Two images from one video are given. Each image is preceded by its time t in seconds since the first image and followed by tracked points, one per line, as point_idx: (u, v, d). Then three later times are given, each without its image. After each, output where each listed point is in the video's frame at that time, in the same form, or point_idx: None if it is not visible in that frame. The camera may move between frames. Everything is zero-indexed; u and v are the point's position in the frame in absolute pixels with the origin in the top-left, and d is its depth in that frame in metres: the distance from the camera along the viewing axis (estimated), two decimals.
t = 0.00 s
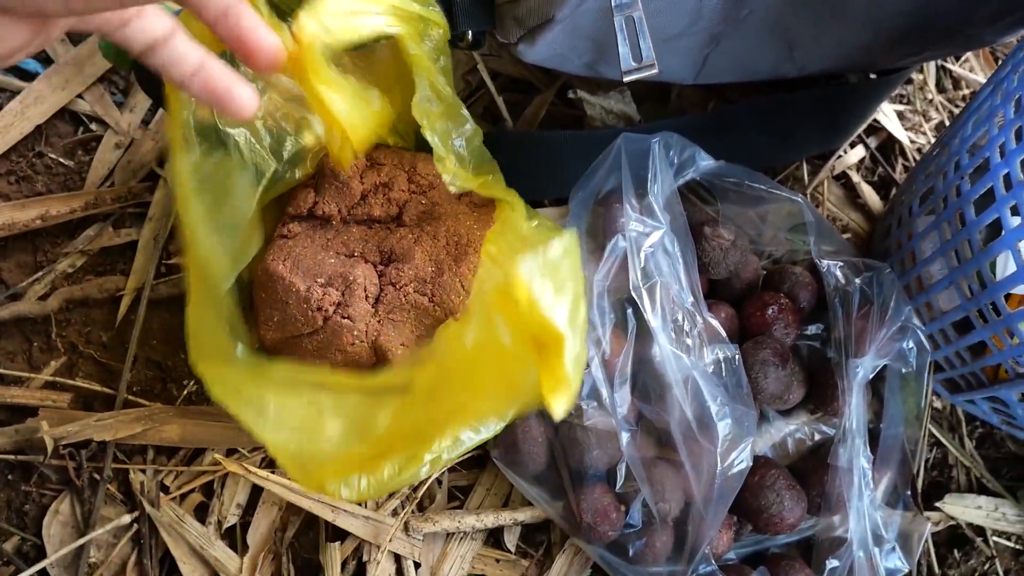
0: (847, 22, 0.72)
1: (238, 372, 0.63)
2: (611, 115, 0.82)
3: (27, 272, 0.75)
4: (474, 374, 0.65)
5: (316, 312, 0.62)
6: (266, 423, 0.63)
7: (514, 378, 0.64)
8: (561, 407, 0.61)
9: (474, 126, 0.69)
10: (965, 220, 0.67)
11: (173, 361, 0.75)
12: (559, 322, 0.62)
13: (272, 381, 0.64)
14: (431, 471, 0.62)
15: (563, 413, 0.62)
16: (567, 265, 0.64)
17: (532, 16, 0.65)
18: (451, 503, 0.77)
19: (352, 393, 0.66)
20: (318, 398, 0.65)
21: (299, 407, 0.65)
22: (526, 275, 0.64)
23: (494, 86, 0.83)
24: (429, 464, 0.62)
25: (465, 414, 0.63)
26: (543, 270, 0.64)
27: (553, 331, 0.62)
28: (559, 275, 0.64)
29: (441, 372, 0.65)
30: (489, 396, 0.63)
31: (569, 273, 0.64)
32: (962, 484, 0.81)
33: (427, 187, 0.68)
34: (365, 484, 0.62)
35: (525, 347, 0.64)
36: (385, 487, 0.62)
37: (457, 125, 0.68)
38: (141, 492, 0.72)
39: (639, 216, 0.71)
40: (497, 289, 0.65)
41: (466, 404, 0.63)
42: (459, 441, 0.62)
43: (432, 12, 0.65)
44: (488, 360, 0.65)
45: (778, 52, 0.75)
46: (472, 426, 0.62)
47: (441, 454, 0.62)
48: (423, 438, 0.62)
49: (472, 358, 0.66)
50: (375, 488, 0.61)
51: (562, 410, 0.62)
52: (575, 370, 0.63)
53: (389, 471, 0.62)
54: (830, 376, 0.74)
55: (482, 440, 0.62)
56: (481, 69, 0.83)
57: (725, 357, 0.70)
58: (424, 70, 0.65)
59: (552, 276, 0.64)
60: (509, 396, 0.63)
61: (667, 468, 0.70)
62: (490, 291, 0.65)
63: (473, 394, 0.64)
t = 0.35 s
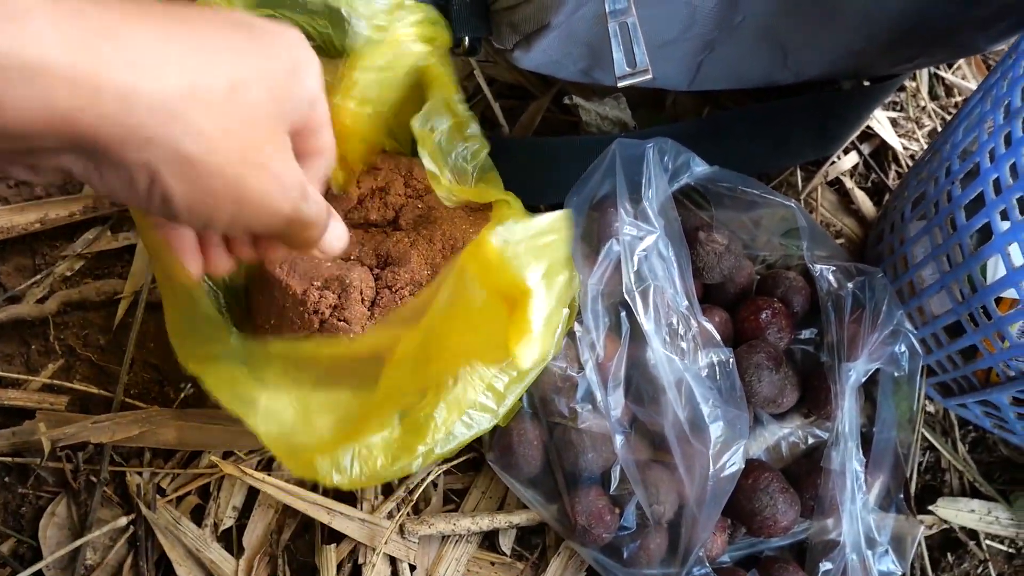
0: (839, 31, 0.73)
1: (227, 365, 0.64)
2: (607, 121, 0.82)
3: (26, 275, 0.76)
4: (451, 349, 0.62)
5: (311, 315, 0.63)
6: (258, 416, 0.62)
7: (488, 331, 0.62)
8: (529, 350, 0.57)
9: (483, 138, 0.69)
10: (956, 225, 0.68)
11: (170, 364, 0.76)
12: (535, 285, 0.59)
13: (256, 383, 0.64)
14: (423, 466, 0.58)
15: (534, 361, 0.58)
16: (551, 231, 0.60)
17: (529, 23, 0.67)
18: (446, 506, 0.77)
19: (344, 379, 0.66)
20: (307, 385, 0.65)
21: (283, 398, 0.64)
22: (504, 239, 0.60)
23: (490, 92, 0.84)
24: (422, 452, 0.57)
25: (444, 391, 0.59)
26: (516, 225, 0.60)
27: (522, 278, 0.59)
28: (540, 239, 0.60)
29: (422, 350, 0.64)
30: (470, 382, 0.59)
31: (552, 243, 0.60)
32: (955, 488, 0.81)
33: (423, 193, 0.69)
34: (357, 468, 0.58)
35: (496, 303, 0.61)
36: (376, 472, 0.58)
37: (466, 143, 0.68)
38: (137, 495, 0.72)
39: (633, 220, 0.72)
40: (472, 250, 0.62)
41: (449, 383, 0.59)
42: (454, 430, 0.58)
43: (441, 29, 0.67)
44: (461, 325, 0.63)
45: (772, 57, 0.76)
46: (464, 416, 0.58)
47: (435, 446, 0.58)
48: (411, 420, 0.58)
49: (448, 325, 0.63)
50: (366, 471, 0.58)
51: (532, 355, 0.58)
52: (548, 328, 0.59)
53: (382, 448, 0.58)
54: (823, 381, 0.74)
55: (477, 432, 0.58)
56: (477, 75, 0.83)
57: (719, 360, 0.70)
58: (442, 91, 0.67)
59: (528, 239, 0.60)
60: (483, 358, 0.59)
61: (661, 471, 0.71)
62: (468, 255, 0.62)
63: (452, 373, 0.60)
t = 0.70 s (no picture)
0: (833, 45, 0.73)
1: (194, 423, 0.57)
2: (603, 134, 0.83)
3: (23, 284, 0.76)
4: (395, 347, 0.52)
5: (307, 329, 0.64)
6: (243, 466, 0.58)
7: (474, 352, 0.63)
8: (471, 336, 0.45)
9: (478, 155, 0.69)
10: (947, 240, 0.68)
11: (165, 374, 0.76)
12: (472, 286, 0.46)
13: (240, 428, 0.58)
14: (415, 480, 0.61)
15: (477, 346, 0.46)
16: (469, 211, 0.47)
17: (524, 38, 0.67)
18: (440, 517, 0.77)
19: (309, 418, 0.58)
20: (275, 432, 0.58)
21: (253, 446, 0.58)
22: (443, 237, 0.47)
23: (486, 105, 0.84)
24: (412, 467, 0.60)
25: (427, 401, 0.60)
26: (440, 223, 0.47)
27: (446, 270, 0.46)
28: (485, 253, 0.47)
29: (375, 363, 0.54)
30: (455, 396, 0.61)
31: (496, 250, 0.48)
32: (947, 502, 0.82)
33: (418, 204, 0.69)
34: (346, 490, 0.60)
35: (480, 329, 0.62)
36: (365, 489, 0.60)
37: (459, 161, 0.68)
38: (132, 504, 0.72)
39: (628, 233, 0.72)
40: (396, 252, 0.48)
41: (429, 392, 0.60)
42: (442, 444, 0.61)
43: (435, 52, 0.66)
44: (404, 330, 0.52)
45: (764, 71, 0.76)
46: (450, 427, 0.61)
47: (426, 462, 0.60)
48: (394, 433, 0.60)
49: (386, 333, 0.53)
50: (355, 493, 0.60)
51: (476, 340, 0.46)
52: (496, 317, 0.48)
53: (368, 467, 0.60)
54: (817, 394, 0.75)
55: (467, 445, 0.62)
56: (474, 88, 0.84)
57: (712, 374, 0.71)
58: (435, 112, 0.67)
59: (472, 244, 0.47)
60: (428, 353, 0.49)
61: (655, 483, 0.71)
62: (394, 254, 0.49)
63: (430, 380, 0.60)
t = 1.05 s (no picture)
0: (835, 62, 0.74)
1: (218, 437, 0.59)
2: (606, 148, 0.84)
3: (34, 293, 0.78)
4: (419, 361, 0.53)
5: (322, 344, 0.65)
6: (266, 477, 0.60)
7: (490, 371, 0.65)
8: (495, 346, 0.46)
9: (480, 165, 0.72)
10: (948, 255, 0.69)
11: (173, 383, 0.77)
12: (490, 296, 0.47)
13: (264, 442, 0.60)
14: (435, 487, 0.61)
15: (499, 355, 0.47)
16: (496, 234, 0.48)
17: (529, 55, 0.67)
18: (444, 527, 0.78)
19: (332, 432, 0.59)
20: (301, 445, 0.60)
21: (276, 459, 0.60)
22: (461, 249, 0.47)
23: (491, 118, 0.85)
24: (431, 473, 0.60)
25: (442, 408, 0.60)
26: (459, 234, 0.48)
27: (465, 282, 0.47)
28: (502, 265, 0.48)
29: (399, 377, 0.54)
30: (469, 402, 0.61)
31: (512, 261, 0.48)
32: (949, 515, 0.82)
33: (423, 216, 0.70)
34: (367, 500, 0.60)
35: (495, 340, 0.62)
36: (387, 498, 0.60)
37: (462, 173, 0.71)
38: (139, 512, 0.73)
39: (635, 241, 0.73)
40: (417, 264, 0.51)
41: (445, 400, 0.60)
42: (459, 449, 0.61)
43: (437, 69, 0.68)
44: (428, 341, 0.53)
45: (767, 89, 0.78)
46: (466, 433, 0.61)
47: (445, 467, 0.61)
48: (411, 441, 0.59)
49: (409, 348, 0.54)
50: (377, 502, 0.60)
51: (498, 349, 0.47)
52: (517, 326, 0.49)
53: (387, 476, 0.60)
54: (818, 407, 0.75)
55: (481, 450, 0.62)
56: (479, 101, 0.85)
57: (713, 379, 0.72)
58: (438, 128, 0.68)
59: (490, 256, 0.47)
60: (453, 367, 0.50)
61: (658, 494, 0.72)
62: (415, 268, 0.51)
63: (445, 388, 0.60)
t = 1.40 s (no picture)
0: (833, 68, 0.75)
1: (212, 427, 0.61)
2: (607, 152, 0.85)
3: (36, 294, 0.78)
4: (402, 346, 0.53)
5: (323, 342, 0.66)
6: (260, 471, 0.62)
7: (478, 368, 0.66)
8: (468, 324, 0.46)
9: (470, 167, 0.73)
10: (944, 258, 0.70)
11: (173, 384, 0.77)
12: (466, 278, 0.47)
13: (257, 434, 0.61)
14: (429, 482, 0.62)
15: (474, 333, 0.47)
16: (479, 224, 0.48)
17: (529, 59, 0.68)
18: (443, 529, 0.78)
19: (321, 425, 0.61)
20: (293, 437, 0.62)
21: (270, 452, 0.62)
22: (439, 231, 0.48)
23: (492, 123, 0.86)
24: (424, 469, 0.62)
25: (435, 404, 0.63)
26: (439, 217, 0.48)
27: (441, 265, 0.48)
28: (481, 247, 0.47)
29: (382, 361, 0.55)
30: (462, 398, 0.63)
31: (491, 244, 0.48)
32: (946, 518, 0.82)
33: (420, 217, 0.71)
34: (361, 493, 0.62)
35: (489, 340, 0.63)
36: (380, 492, 0.62)
37: (450, 173, 0.72)
38: (139, 512, 0.73)
39: (637, 245, 0.74)
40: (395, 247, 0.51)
41: (438, 395, 0.63)
42: (454, 446, 0.62)
43: (427, 73, 0.68)
44: (409, 328, 0.53)
45: (765, 96, 0.79)
46: (459, 429, 0.63)
47: (439, 463, 0.62)
48: (406, 437, 0.62)
49: (392, 334, 0.55)
50: (369, 496, 0.62)
51: (473, 328, 0.47)
52: (495, 308, 0.49)
53: (380, 470, 0.62)
54: (815, 409, 0.76)
55: (478, 446, 0.63)
56: (480, 106, 0.86)
57: (714, 382, 0.72)
58: (422, 132, 0.69)
59: (468, 238, 0.48)
60: (432, 350, 0.51)
61: (656, 495, 0.72)
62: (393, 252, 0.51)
63: (438, 383, 0.63)
